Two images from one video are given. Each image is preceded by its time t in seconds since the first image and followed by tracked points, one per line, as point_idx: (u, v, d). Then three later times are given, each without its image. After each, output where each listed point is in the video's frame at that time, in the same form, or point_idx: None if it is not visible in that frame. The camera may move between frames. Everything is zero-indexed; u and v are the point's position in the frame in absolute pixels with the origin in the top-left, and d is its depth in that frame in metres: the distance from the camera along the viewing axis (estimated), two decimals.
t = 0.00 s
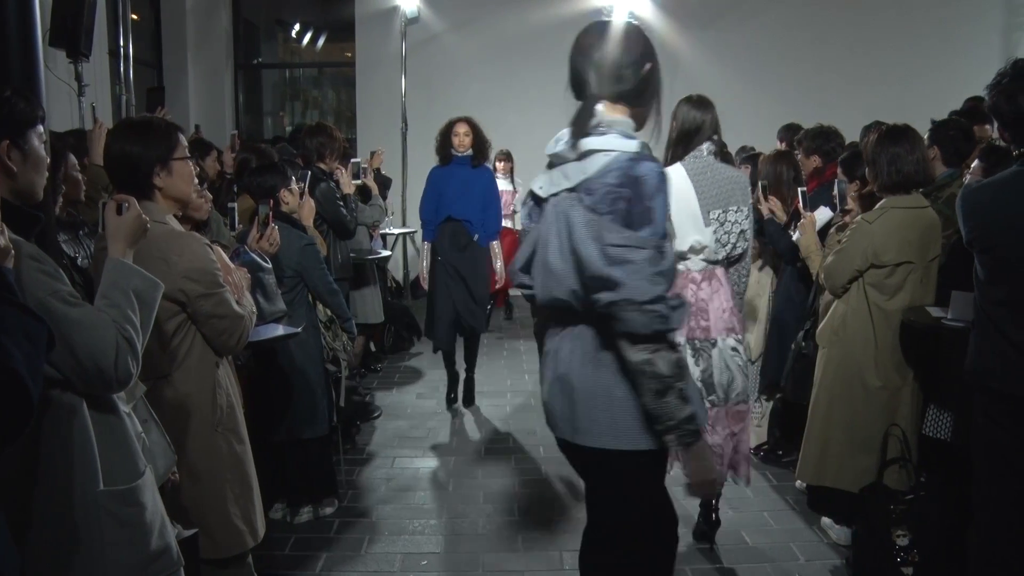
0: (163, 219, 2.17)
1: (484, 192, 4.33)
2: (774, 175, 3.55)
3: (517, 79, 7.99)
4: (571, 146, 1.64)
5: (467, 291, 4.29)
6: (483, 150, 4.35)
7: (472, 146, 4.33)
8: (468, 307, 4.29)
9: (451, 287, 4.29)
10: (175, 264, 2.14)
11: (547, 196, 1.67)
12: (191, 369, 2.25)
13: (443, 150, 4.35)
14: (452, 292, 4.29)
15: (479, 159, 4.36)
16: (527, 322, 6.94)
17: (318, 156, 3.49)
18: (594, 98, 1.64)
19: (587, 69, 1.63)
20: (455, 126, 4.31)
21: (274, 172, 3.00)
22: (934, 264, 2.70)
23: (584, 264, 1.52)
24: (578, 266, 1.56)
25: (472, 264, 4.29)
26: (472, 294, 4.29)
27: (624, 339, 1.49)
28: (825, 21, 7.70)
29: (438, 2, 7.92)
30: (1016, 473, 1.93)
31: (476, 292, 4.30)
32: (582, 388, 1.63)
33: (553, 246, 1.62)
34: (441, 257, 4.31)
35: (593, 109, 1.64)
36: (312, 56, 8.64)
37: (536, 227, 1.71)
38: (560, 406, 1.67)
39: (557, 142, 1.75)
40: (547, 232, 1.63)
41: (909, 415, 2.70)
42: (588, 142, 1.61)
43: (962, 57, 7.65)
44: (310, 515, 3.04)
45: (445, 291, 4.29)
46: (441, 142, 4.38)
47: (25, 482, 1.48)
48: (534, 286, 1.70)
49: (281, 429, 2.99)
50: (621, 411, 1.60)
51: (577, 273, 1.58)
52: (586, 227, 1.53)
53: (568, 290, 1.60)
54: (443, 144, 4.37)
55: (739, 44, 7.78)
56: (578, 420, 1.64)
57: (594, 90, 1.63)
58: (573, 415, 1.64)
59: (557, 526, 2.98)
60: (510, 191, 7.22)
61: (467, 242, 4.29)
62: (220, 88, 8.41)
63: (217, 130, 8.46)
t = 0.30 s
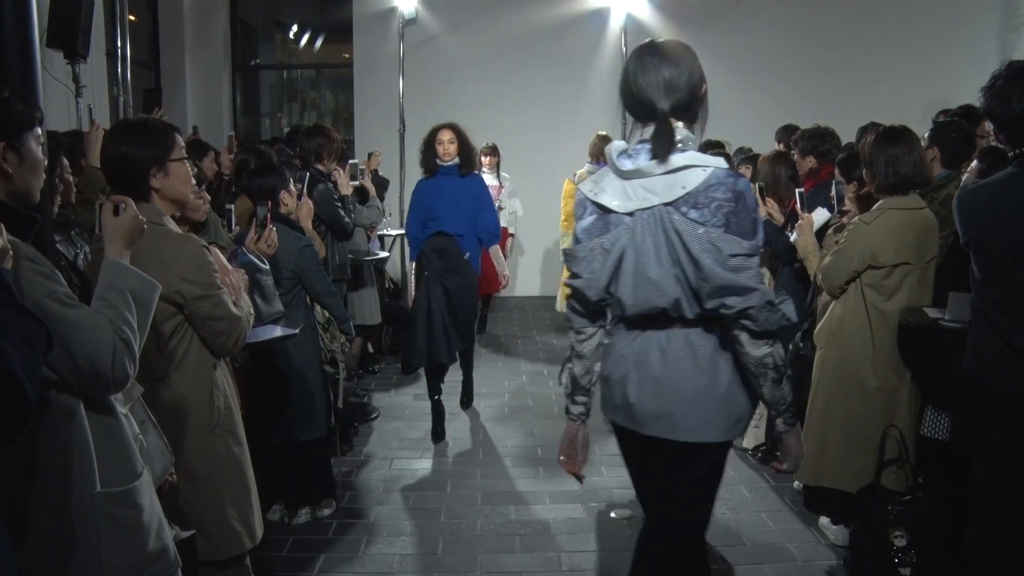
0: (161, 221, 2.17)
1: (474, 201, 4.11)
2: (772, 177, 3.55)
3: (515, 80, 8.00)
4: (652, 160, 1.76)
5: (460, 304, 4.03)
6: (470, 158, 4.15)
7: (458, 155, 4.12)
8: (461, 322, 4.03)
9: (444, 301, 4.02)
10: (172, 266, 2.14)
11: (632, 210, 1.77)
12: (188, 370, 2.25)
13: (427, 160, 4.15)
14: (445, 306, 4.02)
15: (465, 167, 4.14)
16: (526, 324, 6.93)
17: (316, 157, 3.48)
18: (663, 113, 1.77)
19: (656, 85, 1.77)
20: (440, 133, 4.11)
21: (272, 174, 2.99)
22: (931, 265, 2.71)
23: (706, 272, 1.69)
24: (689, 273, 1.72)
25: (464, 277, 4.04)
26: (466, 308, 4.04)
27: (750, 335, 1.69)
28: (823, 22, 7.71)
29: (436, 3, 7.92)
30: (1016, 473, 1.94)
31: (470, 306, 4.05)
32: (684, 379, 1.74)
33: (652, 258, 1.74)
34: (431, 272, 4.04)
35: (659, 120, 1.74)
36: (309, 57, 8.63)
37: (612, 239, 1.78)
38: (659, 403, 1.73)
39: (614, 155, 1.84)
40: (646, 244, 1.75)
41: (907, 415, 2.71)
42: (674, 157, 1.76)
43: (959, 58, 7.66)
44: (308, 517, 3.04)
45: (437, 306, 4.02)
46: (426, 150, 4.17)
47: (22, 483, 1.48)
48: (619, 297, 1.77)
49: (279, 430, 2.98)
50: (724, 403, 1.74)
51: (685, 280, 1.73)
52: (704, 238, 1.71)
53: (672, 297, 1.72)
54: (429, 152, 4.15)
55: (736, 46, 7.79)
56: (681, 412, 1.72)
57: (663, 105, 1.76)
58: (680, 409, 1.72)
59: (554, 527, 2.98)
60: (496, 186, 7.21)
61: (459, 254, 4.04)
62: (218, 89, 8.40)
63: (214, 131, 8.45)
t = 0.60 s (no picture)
0: (159, 223, 2.17)
1: (465, 197, 3.78)
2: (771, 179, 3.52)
3: (514, 82, 8.00)
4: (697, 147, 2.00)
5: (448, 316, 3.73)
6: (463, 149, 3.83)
7: (451, 144, 3.81)
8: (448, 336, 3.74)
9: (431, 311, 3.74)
10: (171, 269, 2.14)
11: (681, 193, 2.01)
12: (187, 373, 2.25)
13: (416, 149, 3.83)
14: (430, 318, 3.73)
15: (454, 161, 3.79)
16: (525, 326, 6.92)
17: (315, 160, 3.47)
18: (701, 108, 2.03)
19: (696, 83, 2.01)
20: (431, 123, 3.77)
21: (271, 176, 2.99)
22: (930, 267, 2.71)
23: (750, 247, 1.95)
24: (733, 248, 1.98)
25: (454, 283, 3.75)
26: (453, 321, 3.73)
27: (784, 303, 1.96)
28: (822, 24, 7.73)
29: (435, 6, 7.93)
30: (1015, 476, 1.94)
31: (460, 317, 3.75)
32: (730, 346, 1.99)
33: (701, 235, 1.98)
34: (418, 275, 3.76)
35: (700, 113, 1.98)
36: (309, 60, 8.63)
37: (663, 219, 2.02)
38: (708, 370, 1.98)
39: (658, 144, 2.08)
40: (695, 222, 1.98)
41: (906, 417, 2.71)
42: (718, 147, 2.02)
43: (957, 60, 7.68)
44: (307, 520, 3.04)
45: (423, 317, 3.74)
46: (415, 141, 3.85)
47: (22, 486, 1.48)
48: (671, 272, 2.01)
49: (279, 433, 2.97)
50: (760, 363, 2.01)
51: (730, 255, 1.99)
52: (748, 217, 1.96)
53: (717, 269, 1.98)
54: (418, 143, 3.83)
55: (735, 48, 7.80)
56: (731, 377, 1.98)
57: (701, 101, 2.01)
58: (728, 373, 1.98)
59: (554, 530, 2.98)
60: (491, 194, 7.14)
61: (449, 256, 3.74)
62: (217, 92, 8.40)
63: (214, 133, 8.45)
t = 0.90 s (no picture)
0: (160, 225, 2.17)
1: (467, 212, 3.39)
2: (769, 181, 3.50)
3: (514, 85, 8.01)
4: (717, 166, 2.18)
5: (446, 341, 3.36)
6: (468, 159, 3.42)
7: (454, 154, 3.41)
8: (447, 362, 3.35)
9: (430, 335, 3.35)
10: (171, 271, 2.14)
11: (704, 206, 2.18)
12: (187, 375, 2.26)
13: (416, 156, 3.42)
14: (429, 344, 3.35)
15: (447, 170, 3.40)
16: (525, 328, 6.92)
17: (315, 161, 3.45)
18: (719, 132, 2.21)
19: (717, 108, 2.18)
20: (434, 131, 3.37)
21: (271, 178, 3.00)
22: (929, 269, 2.72)
23: (766, 256, 2.15)
24: (750, 257, 2.16)
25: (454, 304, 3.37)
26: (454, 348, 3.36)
27: (789, 306, 2.17)
28: (820, 27, 7.74)
29: (435, 8, 7.94)
30: (1015, 478, 1.94)
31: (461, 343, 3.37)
32: (750, 341, 2.16)
33: (723, 244, 2.16)
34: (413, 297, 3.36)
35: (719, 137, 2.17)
36: (309, 62, 8.64)
37: (688, 229, 2.18)
38: (729, 363, 2.15)
39: (680, 162, 2.25)
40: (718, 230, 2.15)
41: (906, 419, 2.71)
42: (735, 169, 2.22)
43: (955, 62, 7.69)
44: (306, 522, 3.04)
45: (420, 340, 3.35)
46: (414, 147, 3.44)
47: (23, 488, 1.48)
48: (695, 276, 2.17)
49: (279, 435, 2.97)
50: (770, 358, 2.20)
51: (747, 262, 2.17)
52: (763, 230, 2.16)
53: (737, 275, 2.15)
54: (418, 150, 3.43)
55: (734, 50, 7.81)
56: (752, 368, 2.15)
57: (720, 126, 2.20)
58: (746, 365, 2.15)
59: (554, 532, 2.98)
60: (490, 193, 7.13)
61: (447, 277, 3.35)
62: (217, 94, 8.40)
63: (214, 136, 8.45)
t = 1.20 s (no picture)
0: (160, 227, 2.18)
1: (469, 207, 3.06)
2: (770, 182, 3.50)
3: (514, 86, 8.02)
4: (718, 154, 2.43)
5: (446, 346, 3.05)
6: (469, 150, 3.11)
7: (452, 144, 3.08)
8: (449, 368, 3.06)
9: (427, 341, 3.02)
10: (170, 272, 2.15)
11: (713, 192, 2.42)
12: (187, 375, 2.26)
13: (410, 150, 3.11)
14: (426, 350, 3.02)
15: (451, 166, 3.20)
16: (525, 329, 6.91)
17: (314, 163, 3.45)
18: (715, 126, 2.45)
19: (712, 103, 2.42)
20: (430, 120, 3.05)
21: (271, 179, 3.00)
22: (928, 270, 2.72)
23: (766, 232, 2.43)
24: (753, 234, 2.44)
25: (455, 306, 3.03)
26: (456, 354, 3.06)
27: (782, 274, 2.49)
28: (820, 27, 7.74)
29: (434, 9, 7.94)
30: (1014, 478, 1.94)
31: (463, 349, 3.07)
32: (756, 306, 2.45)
33: (729, 224, 2.41)
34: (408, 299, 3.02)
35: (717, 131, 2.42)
36: (308, 62, 8.64)
37: (698, 213, 2.41)
38: (741, 328, 2.42)
39: (683, 154, 2.48)
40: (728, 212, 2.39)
41: (905, 419, 2.71)
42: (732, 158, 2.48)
43: (955, 63, 7.69)
44: (306, 522, 3.04)
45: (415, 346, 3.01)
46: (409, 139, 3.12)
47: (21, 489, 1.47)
48: (707, 253, 2.41)
49: (278, 435, 2.97)
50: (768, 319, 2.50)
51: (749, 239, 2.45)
52: (762, 208, 2.44)
53: (741, 251, 2.43)
54: (414, 140, 3.10)
55: (733, 51, 7.81)
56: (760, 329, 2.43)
57: (715, 121, 2.44)
58: (753, 327, 2.44)
59: (552, 533, 2.98)
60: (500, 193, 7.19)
61: (448, 276, 3.02)
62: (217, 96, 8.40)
63: (214, 136, 8.45)
